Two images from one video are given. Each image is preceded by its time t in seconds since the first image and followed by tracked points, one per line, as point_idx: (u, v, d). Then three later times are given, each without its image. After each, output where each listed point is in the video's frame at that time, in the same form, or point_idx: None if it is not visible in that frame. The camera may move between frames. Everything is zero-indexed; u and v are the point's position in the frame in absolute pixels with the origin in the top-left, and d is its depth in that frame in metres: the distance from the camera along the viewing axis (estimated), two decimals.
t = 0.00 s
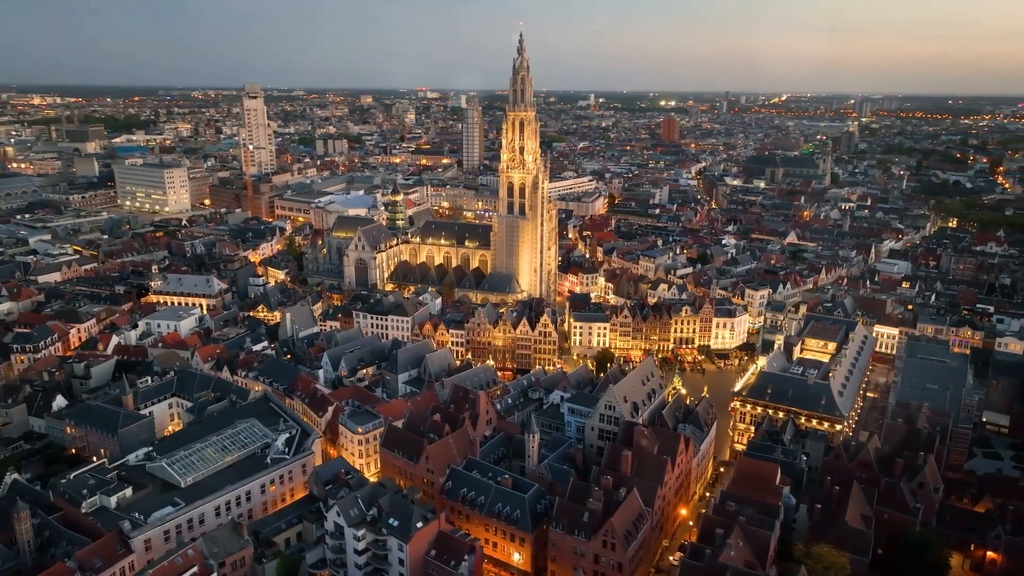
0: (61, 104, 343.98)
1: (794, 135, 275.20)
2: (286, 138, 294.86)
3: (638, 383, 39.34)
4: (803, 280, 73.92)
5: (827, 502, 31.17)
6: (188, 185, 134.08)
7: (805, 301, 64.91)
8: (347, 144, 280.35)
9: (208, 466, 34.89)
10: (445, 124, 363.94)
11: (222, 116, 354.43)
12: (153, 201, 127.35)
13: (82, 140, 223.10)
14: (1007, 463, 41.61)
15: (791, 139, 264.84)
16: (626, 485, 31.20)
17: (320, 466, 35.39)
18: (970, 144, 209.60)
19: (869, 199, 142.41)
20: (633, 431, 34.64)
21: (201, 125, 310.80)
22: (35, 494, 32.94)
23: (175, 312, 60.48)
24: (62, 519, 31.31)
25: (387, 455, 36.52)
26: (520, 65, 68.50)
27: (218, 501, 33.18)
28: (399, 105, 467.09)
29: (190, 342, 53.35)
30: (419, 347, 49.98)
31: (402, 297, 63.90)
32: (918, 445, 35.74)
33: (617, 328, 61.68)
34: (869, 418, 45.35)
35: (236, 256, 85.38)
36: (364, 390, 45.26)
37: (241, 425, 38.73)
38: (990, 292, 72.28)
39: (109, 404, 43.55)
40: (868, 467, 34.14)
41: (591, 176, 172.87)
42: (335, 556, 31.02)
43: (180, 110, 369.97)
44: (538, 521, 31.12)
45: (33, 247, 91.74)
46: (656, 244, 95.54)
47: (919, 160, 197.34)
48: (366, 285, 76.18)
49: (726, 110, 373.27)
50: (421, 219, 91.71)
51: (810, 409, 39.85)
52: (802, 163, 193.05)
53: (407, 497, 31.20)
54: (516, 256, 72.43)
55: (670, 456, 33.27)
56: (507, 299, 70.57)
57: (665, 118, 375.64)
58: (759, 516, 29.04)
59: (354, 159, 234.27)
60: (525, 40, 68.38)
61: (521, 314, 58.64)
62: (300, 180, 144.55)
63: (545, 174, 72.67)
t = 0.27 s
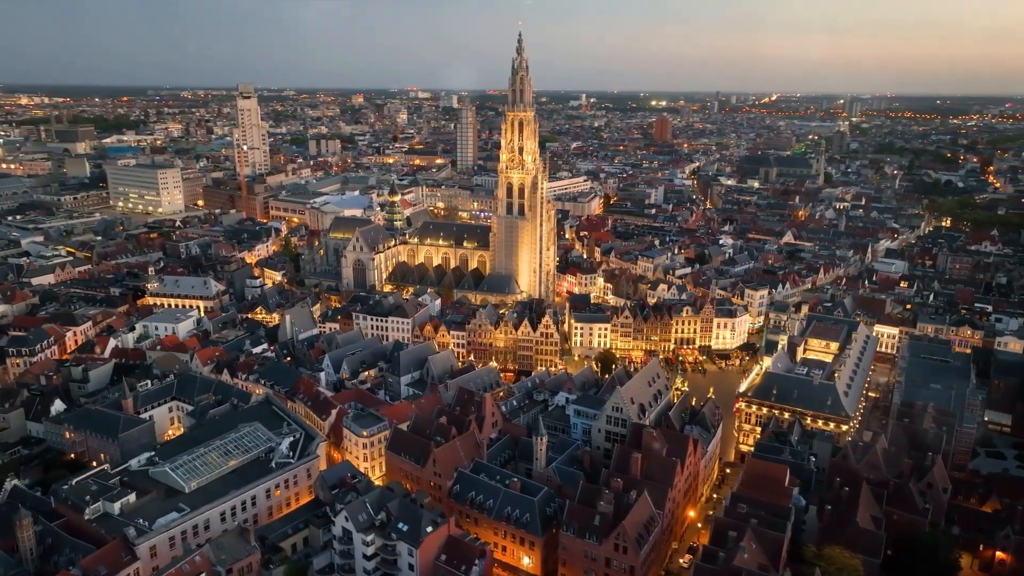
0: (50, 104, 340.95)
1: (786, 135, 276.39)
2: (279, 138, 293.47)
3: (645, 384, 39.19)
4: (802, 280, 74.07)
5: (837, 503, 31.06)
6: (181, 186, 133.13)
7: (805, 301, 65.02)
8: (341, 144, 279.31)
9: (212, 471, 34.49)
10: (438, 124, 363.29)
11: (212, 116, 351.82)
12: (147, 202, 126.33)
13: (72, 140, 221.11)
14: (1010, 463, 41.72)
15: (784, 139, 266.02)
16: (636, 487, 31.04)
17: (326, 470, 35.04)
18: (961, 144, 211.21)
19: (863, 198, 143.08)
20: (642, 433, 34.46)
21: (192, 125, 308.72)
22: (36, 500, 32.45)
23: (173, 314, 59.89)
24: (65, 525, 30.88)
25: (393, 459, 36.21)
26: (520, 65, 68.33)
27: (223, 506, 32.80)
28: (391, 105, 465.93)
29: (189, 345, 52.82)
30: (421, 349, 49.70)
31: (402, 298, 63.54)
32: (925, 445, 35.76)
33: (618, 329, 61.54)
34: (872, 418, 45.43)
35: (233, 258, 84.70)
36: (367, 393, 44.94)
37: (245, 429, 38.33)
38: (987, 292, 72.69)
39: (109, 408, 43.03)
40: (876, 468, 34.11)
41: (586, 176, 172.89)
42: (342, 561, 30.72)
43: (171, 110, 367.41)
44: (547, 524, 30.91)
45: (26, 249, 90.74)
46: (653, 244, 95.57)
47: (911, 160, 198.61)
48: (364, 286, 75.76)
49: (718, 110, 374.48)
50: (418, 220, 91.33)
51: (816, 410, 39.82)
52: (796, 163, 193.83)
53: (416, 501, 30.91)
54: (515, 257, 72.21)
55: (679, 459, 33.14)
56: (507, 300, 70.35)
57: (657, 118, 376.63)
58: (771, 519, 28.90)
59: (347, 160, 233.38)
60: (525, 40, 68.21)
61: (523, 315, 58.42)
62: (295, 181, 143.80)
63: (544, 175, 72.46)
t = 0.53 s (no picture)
0: (38, 104, 337.57)
1: (778, 135, 277.61)
2: (271, 138, 292.00)
3: (651, 385, 39.04)
4: (800, 280, 74.24)
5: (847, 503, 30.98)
6: (175, 187, 132.10)
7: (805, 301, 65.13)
8: (334, 144, 278.22)
9: (216, 476, 34.08)
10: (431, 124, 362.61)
11: (203, 116, 349.65)
12: (140, 203, 125.27)
13: (62, 140, 219.00)
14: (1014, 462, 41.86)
15: (776, 139, 267.33)
16: (647, 490, 30.88)
17: (332, 473, 34.69)
18: (951, 143, 213.03)
19: (857, 198, 143.79)
20: (650, 434, 34.32)
21: (183, 125, 306.57)
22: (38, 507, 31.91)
23: (171, 316, 59.27)
24: (68, 532, 30.36)
25: (399, 462, 35.92)
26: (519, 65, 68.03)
27: (229, 512, 32.40)
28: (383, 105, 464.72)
29: (188, 347, 52.26)
30: (423, 351, 49.42)
31: (402, 300, 63.19)
32: (933, 445, 35.76)
33: (619, 330, 61.43)
34: (876, 418, 45.51)
35: (229, 259, 84.03)
36: (370, 395, 44.61)
37: (248, 433, 37.93)
38: (984, 291, 73.14)
39: (108, 413, 42.48)
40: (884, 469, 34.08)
41: (581, 176, 172.87)
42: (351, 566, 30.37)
43: (161, 110, 364.79)
44: (558, 528, 30.70)
45: (18, 251, 89.71)
46: (651, 244, 95.61)
47: (903, 160, 199.93)
48: (362, 288, 75.34)
49: (709, 110, 375.87)
50: (416, 220, 90.92)
51: (822, 410, 39.80)
52: (789, 163, 194.62)
53: (425, 505, 30.62)
54: (515, 257, 71.97)
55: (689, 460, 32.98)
56: (506, 301, 70.11)
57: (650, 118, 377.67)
58: (783, 520, 28.77)
59: (340, 160, 232.45)
60: (524, 40, 67.93)
61: (524, 317, 58.21)
62: (290, 181, 143.05)
63: (543, 175, 72.21)
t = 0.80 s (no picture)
0: (26, 104, 334.48)
1: (770, 135, 278.71)
2: (263, 138, 290.48)
3: (658, 387, 38.89)
4: (799, 280, 74.43)
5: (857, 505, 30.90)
6: (168, 187, 131.06)
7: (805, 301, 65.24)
8: (326, 144, 277.06)
9: (221, 480, 33.68)
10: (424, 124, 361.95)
11: (194, 116, 347.49)
12: (133, 204, 124.22)
13: (52, 141, 216.87)
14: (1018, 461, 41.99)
15: (768, 139, 268.45)
16: (657, 492, 30.72)
17: (338, 477, 34.34)
18: (942, 143, 214.64)
19: (851, 198, 144.43)
20: (659, 436, 34.16)
21: (174, 125, 304.39)
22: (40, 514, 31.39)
23: (168, 318, 58.71)
24: (71, 539, 29.89)
25: (406, 466, 35.61)
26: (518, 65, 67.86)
27: (235, 517, 32.01)
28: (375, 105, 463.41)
29: (187, 350, 51.76)
30: (426, 353, 49.12)
31: (402, 301, 62.82)
32: (939, 445, 35.77)
33: (620, 331, 61.30)
34: (880, 418, 45.55)
35: (225, 260, 83.36)
36: (373, 398, 44.27)
37: (252, 437, 37.52)
38: (981, 290, 73.53)
39: (108, 417, 41.95)
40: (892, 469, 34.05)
41: (576, 176, 172.83)
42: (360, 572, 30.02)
43: (151, 110, 362.25)
44: (568, 531, 30.50)
45: (10, 252, 88.67)
46: (648, 244, 95.62)
47: (895, 160, 201.17)
48: (360, 289, 74.92)
49: (701, 110, 377.10)
50: (413, 221, 90.58)
51: (828, 411, 39.77)
52: (783, 162, 195.32)
53: (434, 509, 30.33)
54: (514, 258, 71.78)
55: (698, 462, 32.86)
56: (505, 302, 69.88)
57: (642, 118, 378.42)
58: (796, 522, 28.63)
59: (333, 160, 231.52)
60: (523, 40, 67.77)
61: (525, 318, 57.99)
62: (284, 182, 142.29)
63: (542, 175, 72.04)
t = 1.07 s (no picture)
0: (14, 104, 331.19)
1: (763, 135, 279.69)
2: (255, 138, 288.95)
3: (664, 388, 38.75)
4: (797, 280, 74.64)
5: (867, 505, 30.81)
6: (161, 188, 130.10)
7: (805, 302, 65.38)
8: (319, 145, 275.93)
9: (226, 485, 33.30)
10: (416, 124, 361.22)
11: (184, 116, 345.26)
12: (126, 205, 123.18)
13: (41, 141, 214.83)
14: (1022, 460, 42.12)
15: (760, 138, 269.54)
16: (668, 494, 30.55)
17: (345, 481, 34.01)
18: (933, 143, 216.11)
19: (844, 197, 145.16)
20: (668, 438, 34.00)
21: (165, 125, 302.19)
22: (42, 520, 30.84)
23: (166, 321, 58.15)
24: (75, 546, 29.44)
25: (413, 469, 35.33)
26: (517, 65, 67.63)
27: (241, 522, 31.64)
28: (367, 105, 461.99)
29: (187, 353, 51.25)
30: (428, 354, 48.84)
31: (403, 302, 62.52)
32: (946, 445, 35.77)
33: (621, 331, 61.24)
34: (884, 418, 45.60)
35: (221, 262, 82.72)
36: (376, 400, 43.94)
37: (256, 440, 37.13)
38: (978, 290, 73.99)
39: (108, 421, 41.41)
40: (899, 470, 34.03)
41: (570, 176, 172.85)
42: None
43: (141, 110, 359.60)
44: (578, 534, 30.33)
45: (3, 254, 87.69)
46: (646, 245, 95.68)
47: (887, 160, 202.42)
48: (359, 290, 74.52)
49: (693, 110, 378.32)
50: (411, 222, 90.24)
51: (833, 411, 39.76)
52: (776, 162, 196.16)
53: (444, 513, 30.07)
54: (513, 258, 71.60)
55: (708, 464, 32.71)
56: (505, 303, 69.63)
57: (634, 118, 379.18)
58: (808, 524, 28.50)
59: (327, 160, 230.62)
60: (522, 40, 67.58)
61: (526, 319, 57.76)
62: (278, 182, 141.59)
63: (540, 176, 71.90)
